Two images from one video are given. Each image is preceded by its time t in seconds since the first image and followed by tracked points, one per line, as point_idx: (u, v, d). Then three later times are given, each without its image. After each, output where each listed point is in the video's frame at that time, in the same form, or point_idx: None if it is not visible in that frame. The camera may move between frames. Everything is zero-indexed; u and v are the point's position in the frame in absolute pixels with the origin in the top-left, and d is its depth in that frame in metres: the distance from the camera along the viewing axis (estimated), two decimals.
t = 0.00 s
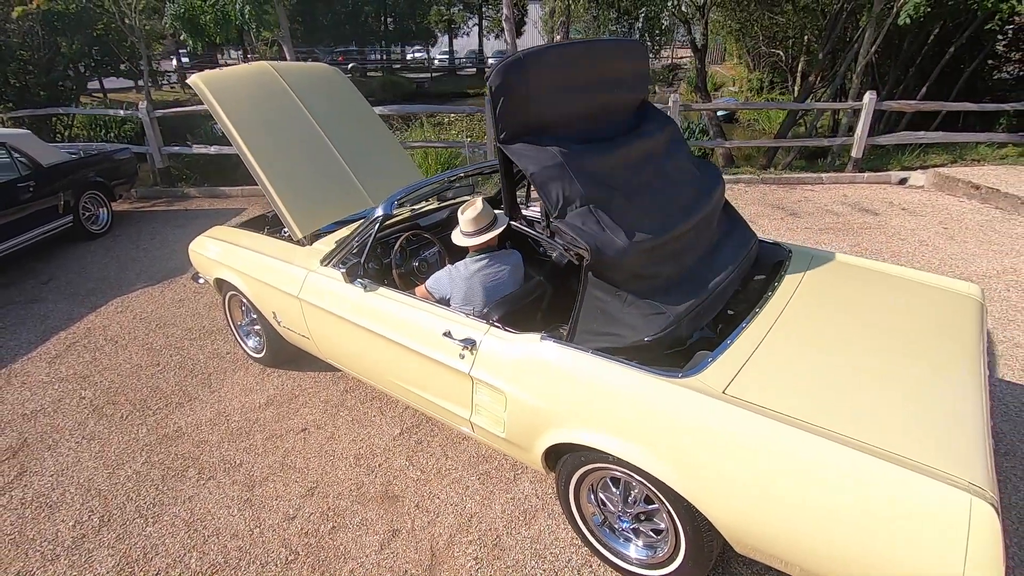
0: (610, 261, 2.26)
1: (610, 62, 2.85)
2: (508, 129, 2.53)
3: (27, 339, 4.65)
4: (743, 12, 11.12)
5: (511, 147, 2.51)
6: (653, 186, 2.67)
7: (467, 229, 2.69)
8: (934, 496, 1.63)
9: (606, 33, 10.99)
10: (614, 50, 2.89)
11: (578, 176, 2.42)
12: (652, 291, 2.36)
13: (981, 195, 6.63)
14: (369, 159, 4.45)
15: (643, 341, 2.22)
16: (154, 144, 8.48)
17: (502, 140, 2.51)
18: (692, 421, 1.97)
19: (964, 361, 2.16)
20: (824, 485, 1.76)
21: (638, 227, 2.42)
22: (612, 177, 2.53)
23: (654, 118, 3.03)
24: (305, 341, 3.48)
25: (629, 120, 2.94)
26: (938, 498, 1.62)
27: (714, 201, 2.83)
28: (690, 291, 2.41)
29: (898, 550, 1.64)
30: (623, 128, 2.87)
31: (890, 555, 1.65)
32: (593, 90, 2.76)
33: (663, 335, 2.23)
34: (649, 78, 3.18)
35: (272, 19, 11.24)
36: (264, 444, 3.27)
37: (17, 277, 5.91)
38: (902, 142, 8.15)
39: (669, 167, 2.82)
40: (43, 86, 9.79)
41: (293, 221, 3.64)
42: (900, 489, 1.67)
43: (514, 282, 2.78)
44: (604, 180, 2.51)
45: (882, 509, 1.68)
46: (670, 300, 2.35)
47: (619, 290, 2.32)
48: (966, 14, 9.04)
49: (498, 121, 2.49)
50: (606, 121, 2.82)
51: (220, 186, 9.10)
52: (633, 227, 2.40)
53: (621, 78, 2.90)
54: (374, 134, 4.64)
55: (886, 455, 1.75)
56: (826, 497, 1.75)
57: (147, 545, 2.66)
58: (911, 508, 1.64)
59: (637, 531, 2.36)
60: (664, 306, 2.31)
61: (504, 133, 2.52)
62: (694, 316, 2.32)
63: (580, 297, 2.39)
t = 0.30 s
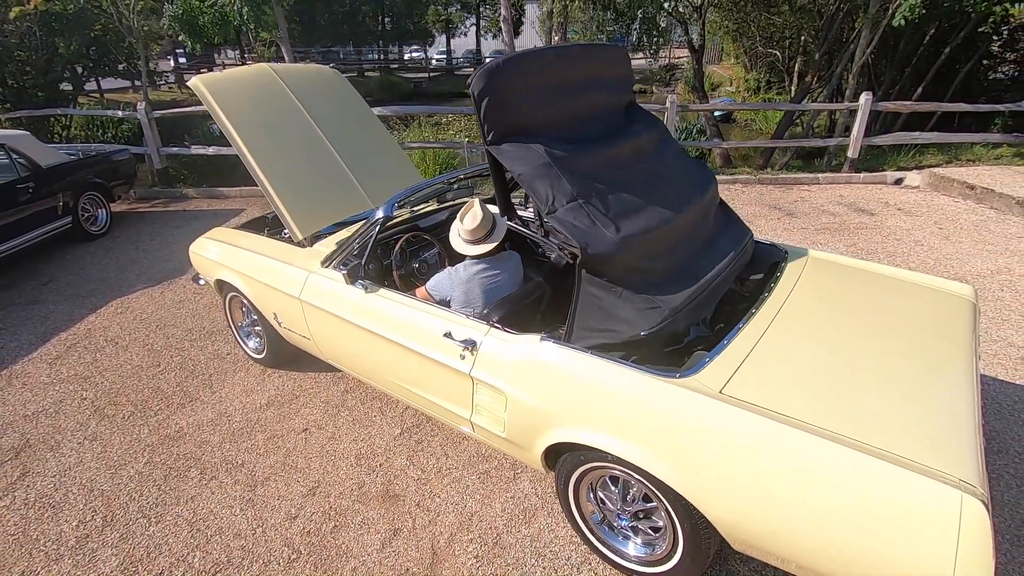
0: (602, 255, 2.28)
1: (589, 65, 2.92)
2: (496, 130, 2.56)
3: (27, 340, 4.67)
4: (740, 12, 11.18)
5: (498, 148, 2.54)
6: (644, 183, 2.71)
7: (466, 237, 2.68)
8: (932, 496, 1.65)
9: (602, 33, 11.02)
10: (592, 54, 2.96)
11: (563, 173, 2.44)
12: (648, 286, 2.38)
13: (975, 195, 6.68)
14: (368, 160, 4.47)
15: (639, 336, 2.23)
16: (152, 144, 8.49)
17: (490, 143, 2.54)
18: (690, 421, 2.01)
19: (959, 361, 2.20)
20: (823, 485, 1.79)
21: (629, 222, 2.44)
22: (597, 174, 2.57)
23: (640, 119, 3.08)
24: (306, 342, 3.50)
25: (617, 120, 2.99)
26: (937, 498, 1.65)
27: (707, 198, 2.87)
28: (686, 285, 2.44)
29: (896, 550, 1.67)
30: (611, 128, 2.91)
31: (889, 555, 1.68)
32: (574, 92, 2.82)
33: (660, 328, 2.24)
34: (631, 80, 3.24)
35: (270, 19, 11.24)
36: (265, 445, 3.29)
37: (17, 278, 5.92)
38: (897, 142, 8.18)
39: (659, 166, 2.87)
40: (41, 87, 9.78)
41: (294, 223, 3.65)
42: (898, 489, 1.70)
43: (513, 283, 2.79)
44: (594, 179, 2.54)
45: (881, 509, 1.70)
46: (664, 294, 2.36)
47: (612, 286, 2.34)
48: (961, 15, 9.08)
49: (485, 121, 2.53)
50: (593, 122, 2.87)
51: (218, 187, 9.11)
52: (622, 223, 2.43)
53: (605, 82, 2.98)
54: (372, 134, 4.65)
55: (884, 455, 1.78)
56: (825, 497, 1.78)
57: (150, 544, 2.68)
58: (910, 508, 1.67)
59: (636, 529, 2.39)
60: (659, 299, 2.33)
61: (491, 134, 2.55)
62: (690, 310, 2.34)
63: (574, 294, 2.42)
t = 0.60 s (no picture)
0: (591, 251, 2.29)
1: (568, 72, 2.98)
2: (480, 135, 2.57)
3: (26, 342, 4.68)
4: (734, 14, 11.24)
5: (483, 153, 2.55)
6: (630, 181, 2.74)
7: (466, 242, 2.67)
8: (927, 494, 1.68)
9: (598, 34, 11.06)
10: (570, 61, 3.02)
11: (547, 172, 2.47)
12: (640, 281, 2.38)
13: (968, 195, 6.74)
14: (366, 162, 4.50)
15: (632, 330, 2.24)
16: (149, 146, 8.49)
17: (474, 148, 2.56)
18: (685, 419, 2.05)
19: (948, 360, 2.24)
20: (819, 484, 1.82)
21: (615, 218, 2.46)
22: (580, 173, 2.60)
23: (623, 120, 3.12)
24: (305, 344, 3.53)
25: (601, 122, 3.04)
26: (931, 496, 1.68)
27: (697, 193, 2.89)
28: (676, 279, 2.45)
29: (892, 548, 1.70)
30: (597, 129, 2.95)
31: (883, 553, 1.71)
32: (555, 98, 2.87)
33: (653, 323, 2.25)
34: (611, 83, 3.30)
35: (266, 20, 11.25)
36: (265, 445, 3.32)
37: (14, 281, 5.93)
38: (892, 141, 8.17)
39: (646, 165, 2.90)
40: (37, 89, 9.78)
41: (293, 225, 3.68)
42: (893, 488, 1.73)
43: (510, 286, 2.81)
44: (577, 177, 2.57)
45: (877, 509, 1.73)
46: (656, 288, 2.36)
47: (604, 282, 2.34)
48: (953, 16, 9.14)
49: (469, 127, 2.55)
50: (577, 124, 2.91)
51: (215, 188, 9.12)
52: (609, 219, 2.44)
53: (584, 88, 3.04)
54: (367, 135, 4.68)
55: (880, 454, 1.81)
56: (821, 496, 1.81)
57: (152, 545, 2.71)
58: (905, 507, 1.70)
59: (632, 526, 2.43)
60: (651, 293, 2.33)
61: (477, 138, 2.56)
62: (680, 306, 2.35)
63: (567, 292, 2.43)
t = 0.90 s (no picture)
0: (579, 246, 2.31)
1: (547, 81, 3.04)
2: (462, 142, 2.58)
3: (23, 345, 4.69)
4: (729, 14, 11.29)
5: (467, 157, 2.55)
6: (615, 181, 2.77)
7: (466, 246, 2.67)
8: (922, 493, 1.71)
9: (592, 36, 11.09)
10: (546, 72, 3.08)
11: (529, 173, 2.50)
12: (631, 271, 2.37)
13: (959, 195, 6.80)
14: (361, 163, 4.52)
15: (625, 322, 2.24)
16: (144, 148, 8.48)
17: (457, 152, 2.56)
18: (681, 418, 2.08)
19: (938, 359, 2.28)
20: (816, 483, 1.85)
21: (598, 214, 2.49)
22: (563, 174, 2.64)
23: (606, 123, 3.17)
24: (304, 345, 3.56)
25: (584, 125, 3.09)
26: (924, 493, 1.71)
27: (684, 188, 2.92)
28: (666, 272, 2.45)
29: (887, 545, 1.73)
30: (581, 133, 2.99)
31: (879, 551, 1.74)
32: (535, 108, 2.93)
33: (645, 315, 2.25)
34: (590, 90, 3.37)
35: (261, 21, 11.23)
36: (264, 446, 3.35)
37: (11, 283, 5.93)
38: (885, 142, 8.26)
39: (632, 165, 2.94)
40: (32, 91, 9.76)
41: (291, 228, 3.71)
42: (888, 487, 1.76)
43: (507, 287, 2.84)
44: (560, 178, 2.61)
45: (872, 508, 1.76)
46: (646, 280, 2.36)
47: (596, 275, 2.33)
48: (945, 18, 9.21)
49: (451, 135, 2.57)
50: (558, 129, 2.96)
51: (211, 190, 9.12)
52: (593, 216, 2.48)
53: (562, 95, 3.11)
54: (362, 136, 4.70)
55: (875, 453, 1.84)
56: (818, 495, 1.84)
57: (153, 545, 2.73)
58: (900, 505, 1.73)
59: (628, 523, 2.46)
60: (642, 286, 2.33)
61: (459, 145, 2.57)
62: (670, 300, 2.36)
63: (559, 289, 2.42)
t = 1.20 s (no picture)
0: (567, 243, 2.35)
1: (529, 91, 3.10)
2: (448, 151, 2.62)
3: (21, 347, 4.70)
4: (723, 15, 11.36)
5: (454, 165, 2.57)
6: (601, 181, 2.83)
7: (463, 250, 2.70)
8: (921, 492, 1.75)
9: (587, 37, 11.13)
10: (528, 81, 3.15)
11: (515, 176, 2.56)
12: (621, 265, 2.41)
13: (950, 195, 6.88)
14: (358, 166, 4.56)
15: (616, 314, 2.25)
16: (140, 150, 8.47)
17: (443, 160, 2.59)
18: (681, 418, 2.11)
19: (927, 358, 2.33)
20: (816, 483, 1.88)
21: (584, 213, 2.54)
22: (548, 176, 2.69)
23: (590, 129, 3.23)
24: (303, 346, 3.59)
25: (570, 130, 3.16)
26: (923, 493, 1.75)
27: (670, 186, 2.98)
28: (657, 265, 2.49)
29: (885, 544, 1.77)
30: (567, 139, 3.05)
31: (877, 549, 1.78)
32: (519, 116, 2.98)
33: (635, 307, 2.27)
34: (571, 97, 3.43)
35: (257, 22, 11.24)
36: (264, 446, 3.38)
37: (8, 286, 5.93)
38: (876, 143, 8.22)
39: (618, 167, 3.00)
40: (27, 93, 9.76)
41: (290, 230, 3.73)
42: (887, 486, 1.79)
43: (505, 288, 2.85)
44: (546, 179, 2.66)
45: (872, 507, 1.80)
46: (635, 273, 2.39)
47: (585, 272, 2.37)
48: (936, 19, 9.29)
49: (437, 144, 2.60)
50: (543, 135, 3.02)
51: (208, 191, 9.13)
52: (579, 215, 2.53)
53: (545, 102, 3.18)
54: (358, 137, 4.74)
55: (873, 452, 1.88)
56: (818, 495, 1.88)
57: (155, 545, 2.76)
58: (899, 505, 1.76)
59: (624, 519, 2.51)
60: (631, 279, 2.35)
61: (446, 154, 2.60)
62: (660, 292, 2.38)
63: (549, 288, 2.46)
